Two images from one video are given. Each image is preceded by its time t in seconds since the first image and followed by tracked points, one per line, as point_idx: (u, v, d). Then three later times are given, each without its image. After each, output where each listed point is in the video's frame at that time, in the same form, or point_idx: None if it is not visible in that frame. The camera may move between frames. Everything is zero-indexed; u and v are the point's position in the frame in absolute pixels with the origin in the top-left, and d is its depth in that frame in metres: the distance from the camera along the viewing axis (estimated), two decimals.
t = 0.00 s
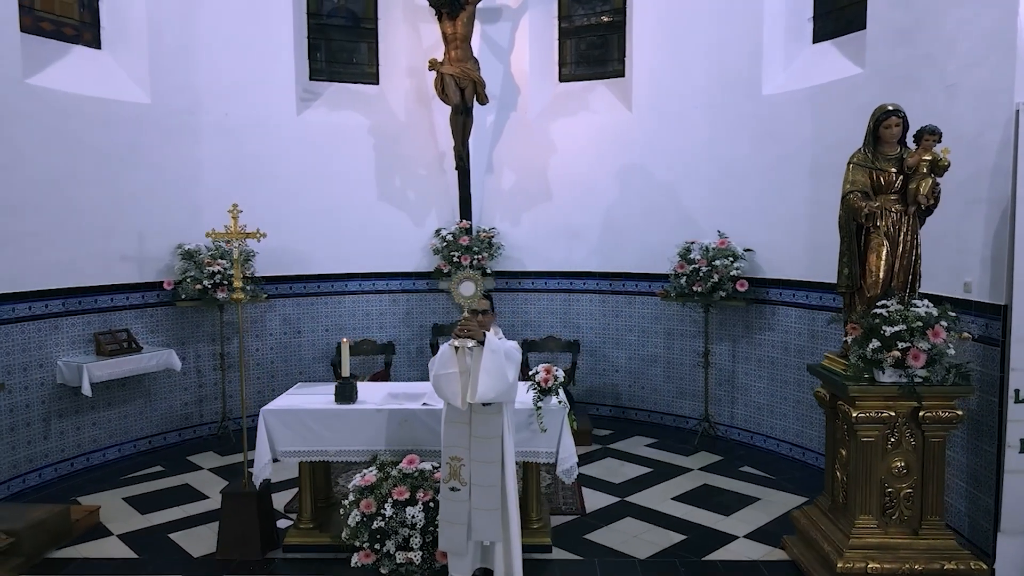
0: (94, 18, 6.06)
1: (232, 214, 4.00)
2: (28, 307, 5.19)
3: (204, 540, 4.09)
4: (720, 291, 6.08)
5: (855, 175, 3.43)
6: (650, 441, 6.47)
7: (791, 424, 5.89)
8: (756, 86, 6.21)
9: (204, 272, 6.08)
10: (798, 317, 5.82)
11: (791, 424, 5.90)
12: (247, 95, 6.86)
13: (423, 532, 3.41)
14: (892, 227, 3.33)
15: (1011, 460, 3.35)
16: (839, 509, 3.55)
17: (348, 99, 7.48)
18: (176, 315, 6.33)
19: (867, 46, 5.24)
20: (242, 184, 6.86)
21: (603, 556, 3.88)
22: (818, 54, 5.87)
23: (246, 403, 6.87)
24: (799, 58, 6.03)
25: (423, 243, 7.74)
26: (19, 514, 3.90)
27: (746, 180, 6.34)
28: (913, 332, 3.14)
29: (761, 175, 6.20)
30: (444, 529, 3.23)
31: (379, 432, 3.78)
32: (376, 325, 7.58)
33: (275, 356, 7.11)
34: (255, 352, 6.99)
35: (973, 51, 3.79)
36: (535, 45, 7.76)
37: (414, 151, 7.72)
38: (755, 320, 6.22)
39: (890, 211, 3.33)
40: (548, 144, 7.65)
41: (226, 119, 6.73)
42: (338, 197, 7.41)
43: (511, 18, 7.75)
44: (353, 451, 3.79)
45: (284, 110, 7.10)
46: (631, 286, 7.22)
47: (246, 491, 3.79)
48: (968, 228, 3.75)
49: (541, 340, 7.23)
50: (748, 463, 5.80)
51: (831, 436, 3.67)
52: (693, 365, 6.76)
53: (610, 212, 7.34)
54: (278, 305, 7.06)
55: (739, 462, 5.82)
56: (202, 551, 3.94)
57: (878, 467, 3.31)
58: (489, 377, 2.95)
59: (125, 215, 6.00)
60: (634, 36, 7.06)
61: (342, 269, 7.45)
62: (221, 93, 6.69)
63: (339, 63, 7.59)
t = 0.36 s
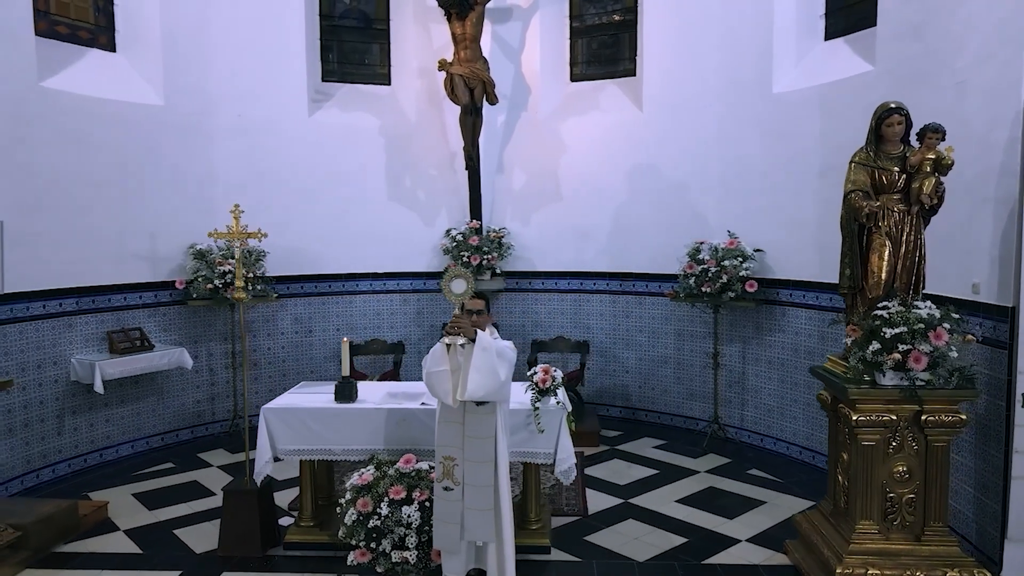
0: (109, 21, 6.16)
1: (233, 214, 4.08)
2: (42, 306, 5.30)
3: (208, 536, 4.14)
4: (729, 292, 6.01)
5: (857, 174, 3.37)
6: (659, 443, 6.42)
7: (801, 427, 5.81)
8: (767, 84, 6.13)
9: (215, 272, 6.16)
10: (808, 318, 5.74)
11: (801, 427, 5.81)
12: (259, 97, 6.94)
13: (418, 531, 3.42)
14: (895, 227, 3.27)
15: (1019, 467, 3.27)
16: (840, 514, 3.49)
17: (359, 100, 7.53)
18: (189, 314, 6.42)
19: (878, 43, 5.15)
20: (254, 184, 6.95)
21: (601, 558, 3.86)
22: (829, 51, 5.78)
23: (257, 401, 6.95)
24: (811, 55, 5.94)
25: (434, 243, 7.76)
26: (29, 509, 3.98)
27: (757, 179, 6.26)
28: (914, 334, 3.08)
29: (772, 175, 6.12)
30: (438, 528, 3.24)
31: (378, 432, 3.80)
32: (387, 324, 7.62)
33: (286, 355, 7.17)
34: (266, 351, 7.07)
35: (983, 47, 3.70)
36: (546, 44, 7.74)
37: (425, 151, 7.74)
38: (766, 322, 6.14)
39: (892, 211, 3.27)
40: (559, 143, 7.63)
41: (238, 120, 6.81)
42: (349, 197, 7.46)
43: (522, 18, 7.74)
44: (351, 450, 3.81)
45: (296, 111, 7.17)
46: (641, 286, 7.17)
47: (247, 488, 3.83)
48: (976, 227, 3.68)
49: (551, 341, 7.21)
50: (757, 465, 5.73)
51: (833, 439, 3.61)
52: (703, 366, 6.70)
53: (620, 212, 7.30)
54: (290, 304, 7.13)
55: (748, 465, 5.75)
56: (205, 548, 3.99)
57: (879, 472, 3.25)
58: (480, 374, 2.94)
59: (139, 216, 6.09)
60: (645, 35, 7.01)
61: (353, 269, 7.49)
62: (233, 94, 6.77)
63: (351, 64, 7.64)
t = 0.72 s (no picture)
0: (125, 25, 6.28)
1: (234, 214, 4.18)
2: (57, 304, 5.41)
3: (211, 532, 4.19)
4: (739, 292, 5.94)
5: (859, 173, 3.31)
6: (668, 444, 6.37)
7: (812, 430, 5.72)
8: (778, 81, 6.05)
9: (227, 271, 6.25)
10: (820, 320, 5.65)
11: (811, 430, 5.72)
12: (272, 98, 7.02)
13: (414, 530, 3.43)
14: (897, 227, 3.21)
15: None
16: (841, 518, 3.43)
17: (372, 100, 7.58)
18: (203, 312, 6.50)
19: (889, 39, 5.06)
20: (267, 185, 7.03)
21: (600, 560, 3.84)
22: (842, 47, 5.69)
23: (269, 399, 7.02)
24: (823, 52, 5.85)
25: (445, 243, 7.78)
26: (39, 502, 4.07)
27: (768, 178, 6.18)
28: (914, 336, 3.02)
29: (783, 174, 6.04)
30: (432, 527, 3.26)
31: (376, 431, 3.82)
32: (398, 324, 7.66)
33: (299, 354, 7.24)
34: (278, 350, 7.14)
35: (993, 43, 3.61)
36: (558, 43, 7.72)
37: (437, 151, 7.76)
38: (777, 323, 6.05)
39: (894, 210, 3.21)
40: (570, 143, 7.59)
41: (251, 121, 6.89)
42: (361, 196, 7.51)
43: (533, 18, 7.73)
44: (351, 449, 3.84)
45: (309, 112, 7.24)
46: (652, 286, 7.12)
47: (248, 485, 3.88)
48: (985, 227, 3.59)
49: (561, 341, 7.19)
50: (766, 468, 5.65)
51: (834, 443, 3.56)
52: (713, 367, 6.64)
53: (631, 212, 7.25)
54: (302, 304, 7.19)
55: (757, 468, 5.67)
56: (208, 543, 4.04)
57: (880, 476, 3.19)
58: (469, 372, 2.94)
59: (153, 216, 6.19)
60: (656, 33, 6.95)
61: (364, 269, 7.54)
62: (246, 95, 6.85)
63: (364, 65, 7.70)
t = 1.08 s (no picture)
0: (140, 28, 6.40)
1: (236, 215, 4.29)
2: (72, 302, 5.53)
3: (216, 529, 4.24)
4: (748, 293, 5.87)
5: (859, 171, 3.26)
6: (677, 446, 6.31)
7: (823, 433, 5.63)
8: (790, 79, 5.97)
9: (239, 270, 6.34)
10: (831, 321, 5.56)
11: (822, 433, 5.63)
12: (284, 99, 7.09)
13: (409, 529, 3.43)
14: (899, 226, 3.15)
15: None
16: (841, 524, 3.37)
17: (384, 101, 7.62)
18: (216, 310, 6.58)
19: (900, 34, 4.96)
20: (280, 185, 7.10)
21: (598, 561, 3.82)
22: (854, 44, 5.59)
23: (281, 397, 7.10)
24: (836, 49, 5.76)
25: (457, 242, 7.79)
26: (49, 496, 4.17)
27: (780, 177, 6.10)
28: (913, 338, 2.99)
29: (795, 173, 5.95)
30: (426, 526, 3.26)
31: (376, 430, 3.85)
32: (409, 323, 7.69)
33: (311, 353, 7.31)
34: (290, 348, 7.21)
35: (1002, 38, 3.53)
36: (570, 42, 7.69)
37: (449, 151, 7.77)
38: (788, 324, 5.97)
39: (896, 208, 3.15)
40: (581, 142, 7.56)
41: (264, 122, 6.97)
42: (373, 196, 7.55)
43: (545, 17, 7.71)
44: (350, 447, 3.87)
45: (321, 112, 7.30)
46: (663, 287, 7.06)
47: (249, 482, 3.92)
48: (994, 227, 3.51)
49: (571, 341, 7.16)
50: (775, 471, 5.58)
51: (835, 447, 3.50)
52: (724, 368, 6.57)
53: (642, 211, 7.20)
54: (314, 303, 7.25)
55: (765, 470, 5.60)
56: (211, 539, 4.10)
57: (880, 481, 3.12)
58: (459, 370, 2.96)
59: (166, 216, 6.29)
60: (668, 31, 6.90)
61: (376, 268, 7.58)
62: (259, 97, 6.94)
63: (377, 65, 7.74)
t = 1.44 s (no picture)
0: (155, 31, 6.51)
1: (241, 214, 4.36)
2: (86, 301, 5.64)
3: (221, 525, 4.30)
4: (758, 294, 5.80)
5: (860, 171, 3.20)
6: (686, 448, 6.25)
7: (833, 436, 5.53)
8: (801, 76, 5.88)
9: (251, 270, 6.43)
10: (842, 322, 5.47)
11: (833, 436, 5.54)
12: (297, 100, 7.17)
13: (405, 528, 3.44)
14: (900, 226, 3.09)
15: None
16: (841, 529, 3.32)
17: (396, 101, 7.66)
18: (229, 309, 6.67)
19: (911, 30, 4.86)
20: (292, 185, 7.18)
21: (596, 563, 3.80)
22: (867, 41, 5.49)
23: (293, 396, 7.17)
24: (848, 46, 5.67)
25: (468, 242, 7.80)
26: (59, 491, 4.27)
27: (792, 177, 6.02)
28: (913, 341, 2.93)
29: (807, 172, 5.87)
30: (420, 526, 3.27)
31: (375, 429, 3.87)
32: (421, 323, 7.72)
33: (323, 352, 7.37)
34: (303, 347, 7.28)
35: (1011, 33, 3.44)
36: (582, 41, 7.65)
37: (461, 151, 7.79)
38: (799, 325, 5.89)
39: (897, 208, 3.10)
40: (593, 142, 7.53)
41: (276, 123, 7.05)
42: (385, 196, 7.59)
43: (557, 17, 7.69)
44: (350, 446, 3.90)
45: (334, 113, 7.36)
46: (675, 287, 7.00)
47: (252, 479, 3.97)
48: (1002, 226, 3.42)
49: (580, 341, 7.13)
50: (784, 474, 5.50)
51: (835, 451, 3.44)
52: (734, 369, 6.49)
53: (654, 211, 7.14)
54: (326, 302, 7.31)
55: (774, 474, 5.52)
56: (215, 535, 4.16)
57: (879, 486, 3.06)
58: (450, 370, 2.97)
59: (180, 216, 6.40)
60: (679, 29, 6.84)
61: (388, 268, 7.63)
62: (272, 98, 7.02)
63: (390, 66, 7.79)
